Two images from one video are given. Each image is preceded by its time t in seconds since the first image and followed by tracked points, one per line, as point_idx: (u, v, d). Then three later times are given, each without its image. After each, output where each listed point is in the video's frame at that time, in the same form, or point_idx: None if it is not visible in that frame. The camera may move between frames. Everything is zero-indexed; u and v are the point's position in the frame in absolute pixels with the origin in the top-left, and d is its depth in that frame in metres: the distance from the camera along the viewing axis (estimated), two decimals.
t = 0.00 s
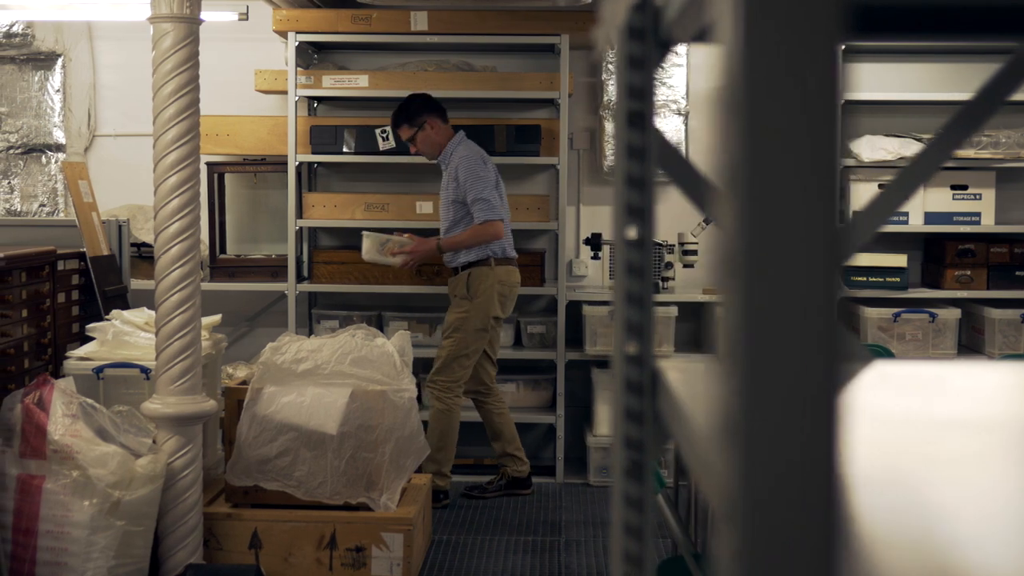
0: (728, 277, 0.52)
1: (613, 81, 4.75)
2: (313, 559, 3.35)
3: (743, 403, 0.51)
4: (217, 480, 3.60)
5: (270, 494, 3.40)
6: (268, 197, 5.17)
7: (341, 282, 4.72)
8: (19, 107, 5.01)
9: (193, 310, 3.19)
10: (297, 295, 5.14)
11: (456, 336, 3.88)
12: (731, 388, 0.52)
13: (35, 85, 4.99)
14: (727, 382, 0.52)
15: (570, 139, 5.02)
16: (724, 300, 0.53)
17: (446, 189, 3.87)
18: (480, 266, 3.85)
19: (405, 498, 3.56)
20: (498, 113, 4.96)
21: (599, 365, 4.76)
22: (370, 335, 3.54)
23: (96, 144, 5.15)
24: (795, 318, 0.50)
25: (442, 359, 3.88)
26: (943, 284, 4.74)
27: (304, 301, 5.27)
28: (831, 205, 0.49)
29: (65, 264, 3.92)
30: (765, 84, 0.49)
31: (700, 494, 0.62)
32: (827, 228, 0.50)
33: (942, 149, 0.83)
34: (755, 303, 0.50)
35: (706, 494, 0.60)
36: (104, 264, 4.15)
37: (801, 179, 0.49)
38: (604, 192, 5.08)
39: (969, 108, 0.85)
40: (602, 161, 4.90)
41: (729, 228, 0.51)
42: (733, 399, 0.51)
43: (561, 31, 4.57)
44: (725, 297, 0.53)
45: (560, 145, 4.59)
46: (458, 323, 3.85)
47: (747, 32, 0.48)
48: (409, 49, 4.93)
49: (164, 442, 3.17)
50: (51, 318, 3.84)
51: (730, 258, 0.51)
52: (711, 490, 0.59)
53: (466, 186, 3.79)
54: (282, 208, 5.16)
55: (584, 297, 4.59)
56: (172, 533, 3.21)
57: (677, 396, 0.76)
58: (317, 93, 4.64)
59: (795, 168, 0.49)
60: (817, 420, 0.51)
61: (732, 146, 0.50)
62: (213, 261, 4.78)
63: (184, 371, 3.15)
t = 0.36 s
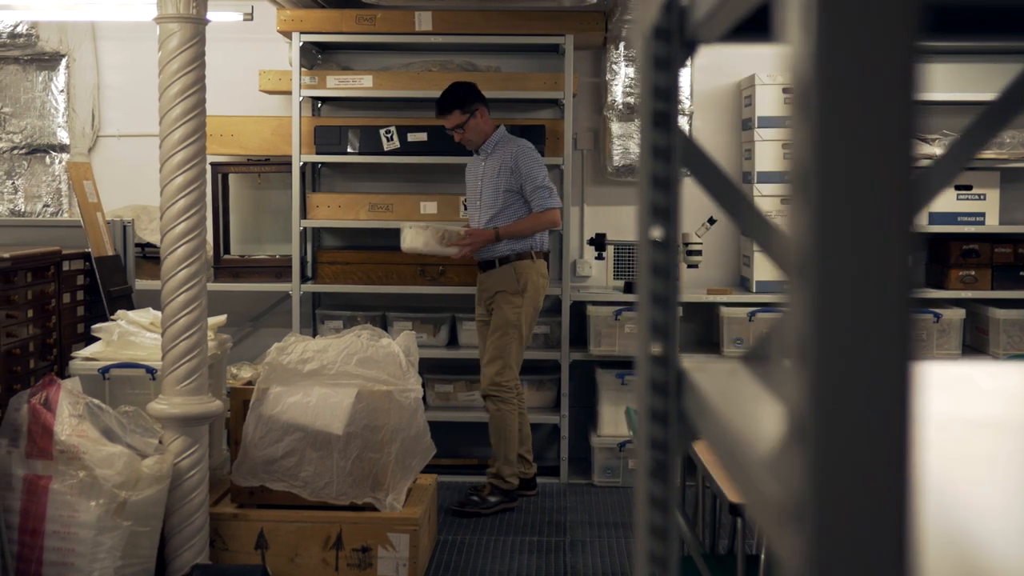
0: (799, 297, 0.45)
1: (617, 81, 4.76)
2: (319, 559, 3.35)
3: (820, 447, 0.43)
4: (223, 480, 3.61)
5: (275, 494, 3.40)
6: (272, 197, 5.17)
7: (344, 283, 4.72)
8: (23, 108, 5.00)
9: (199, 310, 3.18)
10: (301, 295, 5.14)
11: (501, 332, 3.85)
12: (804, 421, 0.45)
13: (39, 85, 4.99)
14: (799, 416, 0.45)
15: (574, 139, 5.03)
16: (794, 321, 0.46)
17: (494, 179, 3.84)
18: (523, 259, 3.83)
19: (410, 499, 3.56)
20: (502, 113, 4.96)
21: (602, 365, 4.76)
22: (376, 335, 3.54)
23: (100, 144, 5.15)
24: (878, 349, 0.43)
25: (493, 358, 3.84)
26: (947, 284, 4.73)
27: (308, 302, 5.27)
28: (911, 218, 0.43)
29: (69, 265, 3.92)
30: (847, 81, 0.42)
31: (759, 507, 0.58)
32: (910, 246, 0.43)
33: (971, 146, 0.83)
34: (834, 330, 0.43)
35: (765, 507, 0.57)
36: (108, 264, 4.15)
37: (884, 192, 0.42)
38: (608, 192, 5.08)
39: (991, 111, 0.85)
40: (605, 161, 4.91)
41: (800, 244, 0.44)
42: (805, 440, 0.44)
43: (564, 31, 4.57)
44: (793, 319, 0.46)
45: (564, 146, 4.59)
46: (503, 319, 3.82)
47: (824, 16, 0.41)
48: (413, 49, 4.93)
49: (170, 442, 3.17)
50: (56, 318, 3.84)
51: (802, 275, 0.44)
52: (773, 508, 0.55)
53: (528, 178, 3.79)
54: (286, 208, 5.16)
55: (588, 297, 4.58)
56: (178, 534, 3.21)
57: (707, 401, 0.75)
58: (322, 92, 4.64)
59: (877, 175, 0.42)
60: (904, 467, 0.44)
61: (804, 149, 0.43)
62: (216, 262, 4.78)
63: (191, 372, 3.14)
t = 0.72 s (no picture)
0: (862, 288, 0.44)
1: (621, 81, 4.79)
2: (325, 560, 3.35)
3: (888, 444, 0.41)
4: (229, 480, 3.61)
5: (280, 494, 3.39)
6: (275, 197, 5.16)
7: (348, 283, 4.72)
8: (27, 108, 5.01)
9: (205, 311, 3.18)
10: (305, 295, 5.14)
11: (543, 335, 3.78)
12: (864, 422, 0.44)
13: (43, 85, 4.99)
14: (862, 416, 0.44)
15: (577, 139, 5.04)
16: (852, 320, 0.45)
17: (531, 177, 3.80)
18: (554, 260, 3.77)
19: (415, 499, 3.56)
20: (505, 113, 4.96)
21: (606, 366, 4.76)
22: (381, 335, 3.53)
23: (104, 144, 5.15)
24: (948, 347, 0.42)
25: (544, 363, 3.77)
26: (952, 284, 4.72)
27: (312, 302, 5.27)
28: (982, 215, 0.42)
29: (74, 264, 3.92)
30: (919, 73, 0.41)
31: (799, 495, 0.59)
32: (980, 241, 0.42)
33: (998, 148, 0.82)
34: (903, 326, 0.41)
35: (810, 495, 0.57)
36: (113, 264, 4.15)
37: (955, 187, 0.41)
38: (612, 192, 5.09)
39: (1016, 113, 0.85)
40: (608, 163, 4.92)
41: (866, 233, 0.43)
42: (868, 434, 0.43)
43: (569, 31, 4.57)
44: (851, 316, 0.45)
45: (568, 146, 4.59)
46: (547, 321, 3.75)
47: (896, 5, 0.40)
48: (416, 49, 4.93)
49: (176, 442, 3.17)
50: (62, 319, 3.84)
51: (864, 268, 0.43)
52: (824, 496, 0.56)
53: (569, 179, 3.77)
54: (290, 208, 5.16)
55: (592, 297, 4.58)
56: (184, 534, 3.20)
57: (730, 403, 0.76)
58: (326, 92, 4.64)
59: (951, 171, 0.41)
60: (972, 471, 0.42)
61: (874, 142, 0.42)
62: (220, 262, 4.78)
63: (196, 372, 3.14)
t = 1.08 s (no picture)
0: (926, 276, 0.38)
1: (625, 81, 4.77)
2: (330, 559, 3.35)
3: (954, 436, 0.36)
4: (234, 480, 3.61)
5: (286, 494, 3.39)
6: (279, 197, 5.17)
7: (352, 283, 4.72)
8: (31, 108, 5.00)
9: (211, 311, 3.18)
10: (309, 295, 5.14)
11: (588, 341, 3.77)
12: (928, 418, 0.39)
13: (47, 85, 4.99)
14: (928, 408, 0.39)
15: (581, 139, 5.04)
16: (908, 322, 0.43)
17: (585, 178, 3.74)
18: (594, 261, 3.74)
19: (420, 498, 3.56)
20: (508, 112, 4.97)
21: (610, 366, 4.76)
22: (387, 334, 3.53)
23: (108, 144, 5.15)
24: None
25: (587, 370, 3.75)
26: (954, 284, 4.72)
27: (316, 301, 5.28)
28: None
29: (79, 265, 3.92)
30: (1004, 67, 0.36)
31: (838, 492, 0.59)
32: None
33: None
34: (980, 307, 0.35)
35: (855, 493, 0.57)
36: (117, 263, 4.15)
37: None
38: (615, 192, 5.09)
39: None
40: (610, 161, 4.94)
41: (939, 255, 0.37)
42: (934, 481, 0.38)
43: (573, 31, 4.57)
44: (914, 308, 0.40)
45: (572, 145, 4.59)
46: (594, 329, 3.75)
47: None
48: (420, 49, 4.93)
49: (182, 442, 3.17)
50: (66, 319, 3.84)
51: (933, 253, 0.38)
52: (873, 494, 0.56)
53: (619, 181, 3.77)
54: (294, 208, 5.16)
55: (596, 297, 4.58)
56: (190, 534, 3.20)
57: (757, 405, 0.75)
58: (330, 92, 4.64)
59: None
60: None
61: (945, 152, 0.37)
62: (224, 262, 4.78)
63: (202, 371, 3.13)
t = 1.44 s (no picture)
0: (991, 274, 0.39)
1: (629, 81, 4.77)
2: (336, 559, 3.34)
3: (1016, 432, 0.37)
4: (239, 480, 3.61)
5: (291, 494, 3.39)
6: (282, 197, 5.16)
7: (356, 283, 4.72)
8: (34, 108, 4.99)
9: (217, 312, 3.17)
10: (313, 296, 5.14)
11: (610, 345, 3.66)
12: (991, 418, 0.40)
13: (51, 85, 4.97)
14: (990, 407, 0.40)
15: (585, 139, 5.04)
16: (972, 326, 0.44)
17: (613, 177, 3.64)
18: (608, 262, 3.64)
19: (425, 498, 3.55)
20: (512, 112, 4.96)
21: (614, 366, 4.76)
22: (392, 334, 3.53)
23: (111, 144, 5.15)
24: None
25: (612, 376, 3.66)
26: (958, 284, 4.71)
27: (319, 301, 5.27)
28: None
29: (84, 265, 3.92)
30: None
31: (882, 493, 0.59)
32: None
33: None
34: None
35: (900, 494, 0.57)
36: (122, 263, 4.15)
37: None
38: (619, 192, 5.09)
39: None
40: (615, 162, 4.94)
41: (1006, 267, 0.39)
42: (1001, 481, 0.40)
43: (578, 31, 4.56)
44: (978, 312, 0.41)
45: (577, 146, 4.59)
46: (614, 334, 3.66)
47: None
48: (424, 49, 4.93)
49: (188, 442, 3.16)
50: (71, 319, 3.84)
51: (999, 249, 0.38)
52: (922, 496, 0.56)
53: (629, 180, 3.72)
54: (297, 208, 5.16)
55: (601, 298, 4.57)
56: (195, 534, 3.20)
57: (783, 403, 0.75)
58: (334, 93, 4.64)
59: None
60: None
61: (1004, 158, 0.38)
62: (228, 262, 4.77)
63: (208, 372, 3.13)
